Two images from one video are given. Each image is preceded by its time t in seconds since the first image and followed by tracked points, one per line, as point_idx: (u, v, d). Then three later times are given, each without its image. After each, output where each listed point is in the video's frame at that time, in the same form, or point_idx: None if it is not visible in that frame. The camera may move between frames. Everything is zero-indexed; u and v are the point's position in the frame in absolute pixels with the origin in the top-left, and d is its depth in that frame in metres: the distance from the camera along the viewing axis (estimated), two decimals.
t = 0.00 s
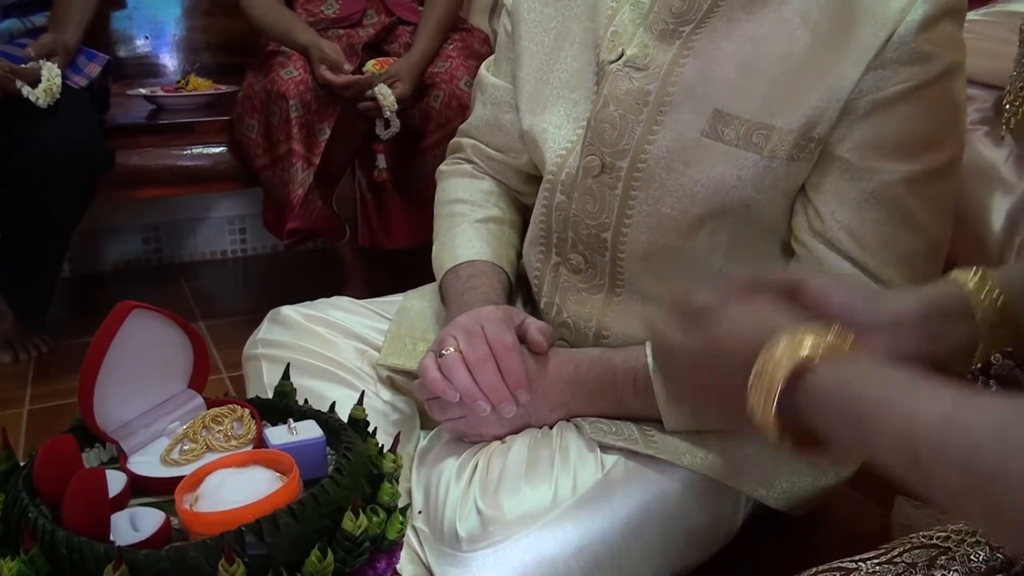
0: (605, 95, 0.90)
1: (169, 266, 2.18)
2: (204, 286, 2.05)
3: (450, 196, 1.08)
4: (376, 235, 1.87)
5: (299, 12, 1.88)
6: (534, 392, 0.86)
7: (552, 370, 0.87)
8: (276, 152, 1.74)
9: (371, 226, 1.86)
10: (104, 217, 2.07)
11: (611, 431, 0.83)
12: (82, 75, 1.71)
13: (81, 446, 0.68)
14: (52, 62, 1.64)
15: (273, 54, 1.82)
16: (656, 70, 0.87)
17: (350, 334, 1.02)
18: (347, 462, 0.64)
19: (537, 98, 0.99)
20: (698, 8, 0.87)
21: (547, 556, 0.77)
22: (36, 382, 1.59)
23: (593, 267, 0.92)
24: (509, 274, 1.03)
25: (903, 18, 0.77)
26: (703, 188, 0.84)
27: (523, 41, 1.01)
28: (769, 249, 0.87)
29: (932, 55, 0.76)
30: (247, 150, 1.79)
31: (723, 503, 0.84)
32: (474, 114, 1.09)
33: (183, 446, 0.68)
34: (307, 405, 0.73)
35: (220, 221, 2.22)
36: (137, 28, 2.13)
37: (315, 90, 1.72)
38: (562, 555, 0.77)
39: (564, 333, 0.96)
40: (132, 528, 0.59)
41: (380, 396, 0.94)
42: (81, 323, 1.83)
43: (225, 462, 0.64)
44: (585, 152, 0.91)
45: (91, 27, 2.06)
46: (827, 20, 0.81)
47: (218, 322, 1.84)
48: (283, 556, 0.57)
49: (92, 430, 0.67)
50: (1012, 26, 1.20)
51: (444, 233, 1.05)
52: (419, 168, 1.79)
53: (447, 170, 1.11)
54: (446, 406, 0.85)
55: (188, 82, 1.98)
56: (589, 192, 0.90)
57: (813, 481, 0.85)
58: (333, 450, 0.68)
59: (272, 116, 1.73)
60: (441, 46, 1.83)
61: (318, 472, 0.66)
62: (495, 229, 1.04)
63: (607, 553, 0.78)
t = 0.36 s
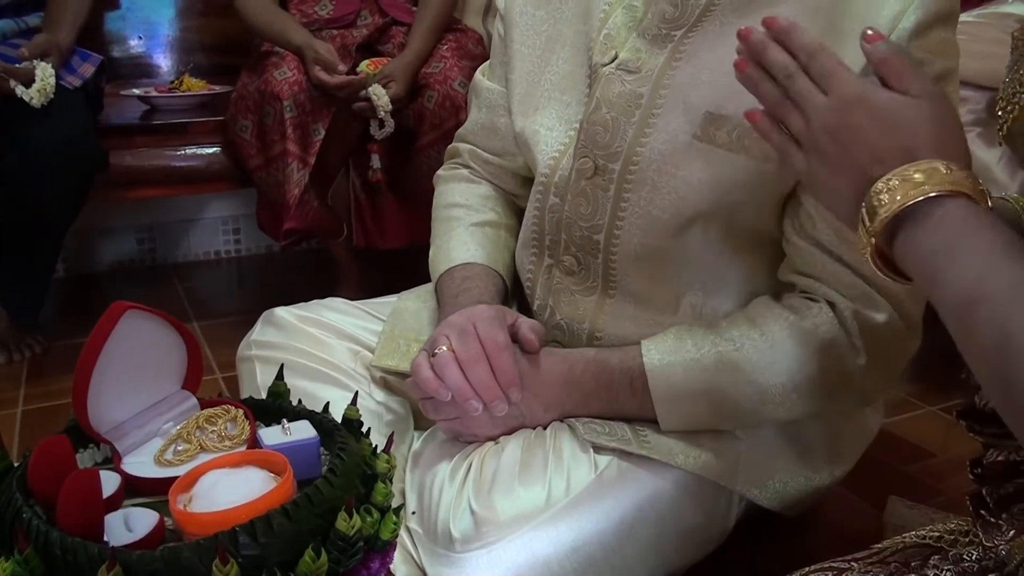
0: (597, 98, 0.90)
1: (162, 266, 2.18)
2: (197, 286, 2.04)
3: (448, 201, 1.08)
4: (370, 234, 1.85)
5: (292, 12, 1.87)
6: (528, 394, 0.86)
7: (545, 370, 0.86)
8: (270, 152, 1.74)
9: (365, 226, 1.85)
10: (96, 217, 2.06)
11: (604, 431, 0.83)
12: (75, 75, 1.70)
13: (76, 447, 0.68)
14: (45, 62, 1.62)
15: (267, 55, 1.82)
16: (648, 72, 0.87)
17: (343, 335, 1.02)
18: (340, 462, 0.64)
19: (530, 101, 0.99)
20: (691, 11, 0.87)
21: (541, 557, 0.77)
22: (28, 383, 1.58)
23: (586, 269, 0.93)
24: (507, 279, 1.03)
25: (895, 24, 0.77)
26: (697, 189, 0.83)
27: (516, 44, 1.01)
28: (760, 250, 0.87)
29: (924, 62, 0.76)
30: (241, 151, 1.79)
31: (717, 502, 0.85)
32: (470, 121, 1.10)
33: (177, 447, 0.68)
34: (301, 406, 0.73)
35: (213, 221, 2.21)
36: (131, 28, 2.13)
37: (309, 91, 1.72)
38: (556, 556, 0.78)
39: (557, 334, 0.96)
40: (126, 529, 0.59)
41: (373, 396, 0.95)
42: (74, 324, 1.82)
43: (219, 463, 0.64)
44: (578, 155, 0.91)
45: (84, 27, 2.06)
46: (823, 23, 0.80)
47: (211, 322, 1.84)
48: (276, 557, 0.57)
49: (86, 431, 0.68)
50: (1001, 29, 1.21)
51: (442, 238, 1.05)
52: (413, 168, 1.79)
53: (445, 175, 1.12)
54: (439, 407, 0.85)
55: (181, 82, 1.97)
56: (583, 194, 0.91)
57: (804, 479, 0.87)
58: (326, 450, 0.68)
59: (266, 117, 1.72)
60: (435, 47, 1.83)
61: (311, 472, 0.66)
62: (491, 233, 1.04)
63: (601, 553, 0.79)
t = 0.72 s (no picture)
0: (593, 94, 0.91)
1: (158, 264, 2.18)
2: (193, 285, 2.04)
3: (441, 199, 1.08)
4: (367, 234, 1.86)
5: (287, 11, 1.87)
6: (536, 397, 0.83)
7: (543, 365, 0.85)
8: (266, 151, 1.74)
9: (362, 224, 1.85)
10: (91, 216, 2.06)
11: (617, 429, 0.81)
12: (71, 73, 1.69)
13: (69, 446, 0.68)
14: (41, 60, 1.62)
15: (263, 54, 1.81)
16: (644, 68, 0.88)
17: (338, 335, 1.02)
18: (334, 461, 0.64)
19: (525, 100, 1.00)
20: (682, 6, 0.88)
21: (533, 555, 0.78)
22: (23, 381, 1.58)
23: (584, 266, 0.93)
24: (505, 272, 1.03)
25: (888, 17, 0.77)
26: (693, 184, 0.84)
27: (509, 45, 1.01)
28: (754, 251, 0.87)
29: (918, 54, 0.77)
30: (236, 149, 1.79)
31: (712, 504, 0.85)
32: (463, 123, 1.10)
33: (170, 447, 0.68)
34: (294, 405, 0.73)
35: (208, 220, 2.22)
36: (128, 26, 2.13)
37: (304, 89, 1.71)
38: (548, 553, 0.78)
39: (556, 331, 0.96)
40: (118, 528, 0.59)
41: (368, 395, 0.95)
42: (69, 323, 1.82)
43: (211, 462, 0.64)
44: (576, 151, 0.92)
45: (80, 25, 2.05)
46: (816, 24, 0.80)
47: (206, 321, 1.84)
48: (269, 557, 0.57)
49: (80, 430, 0.68)
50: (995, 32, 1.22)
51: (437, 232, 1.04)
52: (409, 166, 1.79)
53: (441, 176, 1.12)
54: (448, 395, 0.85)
55: (176, 81, 1.97)
56: (581, 189, 0.91)
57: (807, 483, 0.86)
58: (320, 450, 0.68)
59: (262, 115, 1.73)
60: (431, 46, 1.83)
61: (304, 471, 0.66)
62: (485, 227, 1.04)
63: (592, 552, 0.79)
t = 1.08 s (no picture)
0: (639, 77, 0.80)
1: (159, 261, 2.18)
2: (194, 281, 2.05)
3: (447, 136, 0.93)
4: (368, 229, 1.86)
5: (291, 7, 1.88)
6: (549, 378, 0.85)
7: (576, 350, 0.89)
8: (268, 147, 1.75)
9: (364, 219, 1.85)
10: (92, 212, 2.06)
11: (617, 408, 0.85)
12: (74, 68, 1.69)
13: (76, 437, 0.68)
14: (44, 55, 1.62)
15: (265, 49, 1.82)
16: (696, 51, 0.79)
17: (343, 328, 1.02)
18: (341, 452, 0.64)
19: (546, 87, 0.93)
20: None
21: (539, 542, 0.78)
22: (25, 376, 1.58)
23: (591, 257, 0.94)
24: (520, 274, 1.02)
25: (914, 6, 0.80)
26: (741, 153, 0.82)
27: (522, 28, 0.94)
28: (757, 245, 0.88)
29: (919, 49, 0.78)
30: (239, 145, 1.80)
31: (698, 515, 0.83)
32: (458, 81, 0.99)
33: (178, 438, 0.68)
34: (300, 397, 0.74)
35: (210, 216, 2.21)
36: (129, 23, 2.13)
37: (307, 86, 1.72)
38: (554, 541, 0.78)
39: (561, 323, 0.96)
40: (128, 517, 0.60)
41: (373, 388, 0.95)
42: (72, 318, 1.82)
43: (219, 453, 0.64)
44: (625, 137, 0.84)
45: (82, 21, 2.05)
46: (822, 14, 0.81)
47: (208, 316, 1.84)
48: (278, 546, 0.57)
49: (87, 421, 0.68)
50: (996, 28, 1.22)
51: (442, 181, 0.92)
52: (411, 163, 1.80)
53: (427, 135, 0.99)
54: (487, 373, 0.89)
55: (178, 77, 1.97)
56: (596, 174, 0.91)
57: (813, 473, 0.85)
58: (327, 441, 0.68)
59: (264, 111, 1.73)
60: (433, 42, 1.83)
61: (311, 462, 0.66)
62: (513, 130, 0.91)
63: (597, 539, 0.79)
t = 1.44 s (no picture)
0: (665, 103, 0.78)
1: (159, 259, 2.18)
2: (193, 280, 2.04)
3: (471, 149, 0.90)
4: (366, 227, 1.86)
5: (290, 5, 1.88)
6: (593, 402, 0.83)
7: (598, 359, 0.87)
8: (267, 145, 1.75)
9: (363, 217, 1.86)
10: (92, 212, 2.06)
11: (633, 410, 0.83)
12: (72, 68, 1.69)
13: (75, 436, 0.68)
14: (42, 55, 1.62)
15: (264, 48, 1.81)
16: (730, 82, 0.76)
17: (343, 325, 1.02)
18: (340, 452, 0.64)
19: (572, 91, 0.89)
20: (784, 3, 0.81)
21: (539, 545, 0.78)
22: (25, 375, 1.58)
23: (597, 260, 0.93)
24: (524, 270, 1.00)
25: (955, 25, 0.78)
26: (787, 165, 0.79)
27: (545, 29, 0.90)
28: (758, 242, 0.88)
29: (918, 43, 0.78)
30: (237, 144, 1.79)
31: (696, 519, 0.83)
32: (478, 79, 0.96)
33: (177, 437, 0.68)
34: (299, 396, 0.73)
35: (209, 215, 2.21)
36: (128, 22, 2.12)
37: (306, 84, 1.72)
38: (555, 544, 0.78)
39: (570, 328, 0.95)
40: (127, 516, 0.60)
41: (373, 385, 0.94)
42: (71, 318, 1.82)
43: (220, 451, 0.64)
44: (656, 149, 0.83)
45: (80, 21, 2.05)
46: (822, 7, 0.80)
47: (208, 315, 1.84)
48: (277, 545, 0.57)
49: (86, 421, 0.68)
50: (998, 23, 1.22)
51: (470, 185, 0.89)
52: (410, 161, 1.79)
53: (445, 135, 0.95)
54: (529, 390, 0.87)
55: (177, 76, 1.97)
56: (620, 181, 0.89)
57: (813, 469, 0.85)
58: (326, 440, 0.68)
59: (263, 109, 1.73)
60: (432, 41, 1.83)
61: (310, 463, 0.66)
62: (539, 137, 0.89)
63: (597, 541, 0.79)
